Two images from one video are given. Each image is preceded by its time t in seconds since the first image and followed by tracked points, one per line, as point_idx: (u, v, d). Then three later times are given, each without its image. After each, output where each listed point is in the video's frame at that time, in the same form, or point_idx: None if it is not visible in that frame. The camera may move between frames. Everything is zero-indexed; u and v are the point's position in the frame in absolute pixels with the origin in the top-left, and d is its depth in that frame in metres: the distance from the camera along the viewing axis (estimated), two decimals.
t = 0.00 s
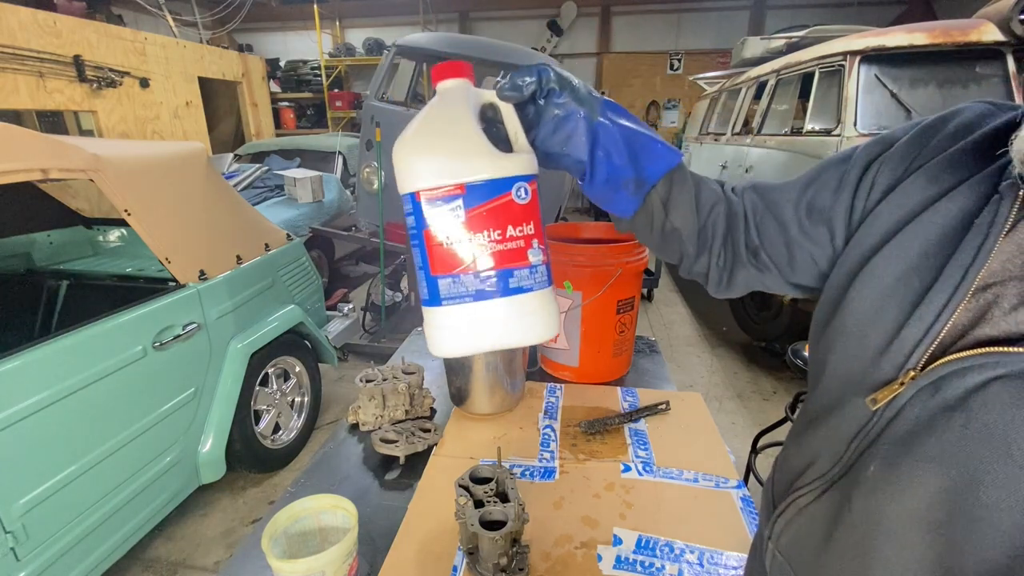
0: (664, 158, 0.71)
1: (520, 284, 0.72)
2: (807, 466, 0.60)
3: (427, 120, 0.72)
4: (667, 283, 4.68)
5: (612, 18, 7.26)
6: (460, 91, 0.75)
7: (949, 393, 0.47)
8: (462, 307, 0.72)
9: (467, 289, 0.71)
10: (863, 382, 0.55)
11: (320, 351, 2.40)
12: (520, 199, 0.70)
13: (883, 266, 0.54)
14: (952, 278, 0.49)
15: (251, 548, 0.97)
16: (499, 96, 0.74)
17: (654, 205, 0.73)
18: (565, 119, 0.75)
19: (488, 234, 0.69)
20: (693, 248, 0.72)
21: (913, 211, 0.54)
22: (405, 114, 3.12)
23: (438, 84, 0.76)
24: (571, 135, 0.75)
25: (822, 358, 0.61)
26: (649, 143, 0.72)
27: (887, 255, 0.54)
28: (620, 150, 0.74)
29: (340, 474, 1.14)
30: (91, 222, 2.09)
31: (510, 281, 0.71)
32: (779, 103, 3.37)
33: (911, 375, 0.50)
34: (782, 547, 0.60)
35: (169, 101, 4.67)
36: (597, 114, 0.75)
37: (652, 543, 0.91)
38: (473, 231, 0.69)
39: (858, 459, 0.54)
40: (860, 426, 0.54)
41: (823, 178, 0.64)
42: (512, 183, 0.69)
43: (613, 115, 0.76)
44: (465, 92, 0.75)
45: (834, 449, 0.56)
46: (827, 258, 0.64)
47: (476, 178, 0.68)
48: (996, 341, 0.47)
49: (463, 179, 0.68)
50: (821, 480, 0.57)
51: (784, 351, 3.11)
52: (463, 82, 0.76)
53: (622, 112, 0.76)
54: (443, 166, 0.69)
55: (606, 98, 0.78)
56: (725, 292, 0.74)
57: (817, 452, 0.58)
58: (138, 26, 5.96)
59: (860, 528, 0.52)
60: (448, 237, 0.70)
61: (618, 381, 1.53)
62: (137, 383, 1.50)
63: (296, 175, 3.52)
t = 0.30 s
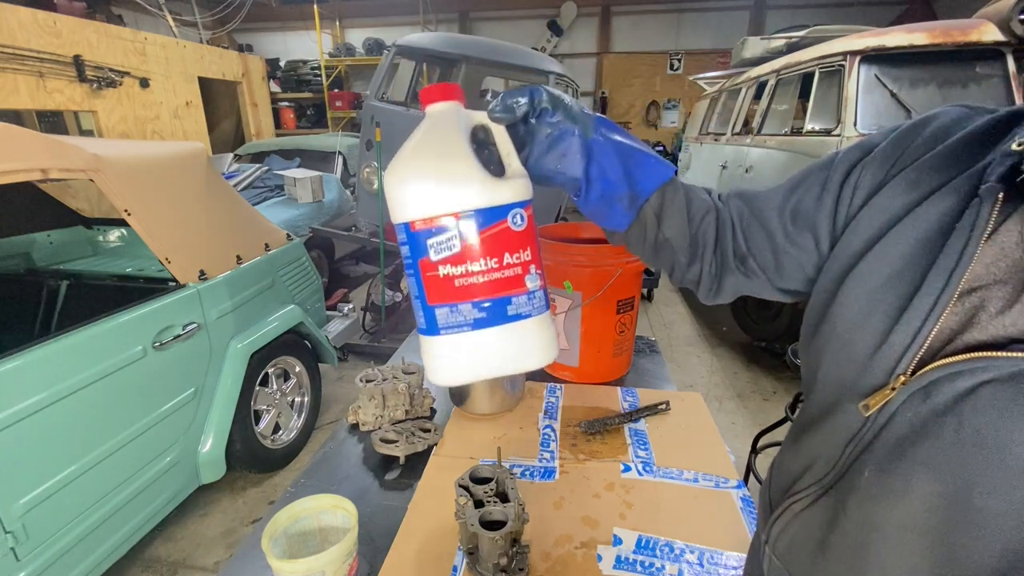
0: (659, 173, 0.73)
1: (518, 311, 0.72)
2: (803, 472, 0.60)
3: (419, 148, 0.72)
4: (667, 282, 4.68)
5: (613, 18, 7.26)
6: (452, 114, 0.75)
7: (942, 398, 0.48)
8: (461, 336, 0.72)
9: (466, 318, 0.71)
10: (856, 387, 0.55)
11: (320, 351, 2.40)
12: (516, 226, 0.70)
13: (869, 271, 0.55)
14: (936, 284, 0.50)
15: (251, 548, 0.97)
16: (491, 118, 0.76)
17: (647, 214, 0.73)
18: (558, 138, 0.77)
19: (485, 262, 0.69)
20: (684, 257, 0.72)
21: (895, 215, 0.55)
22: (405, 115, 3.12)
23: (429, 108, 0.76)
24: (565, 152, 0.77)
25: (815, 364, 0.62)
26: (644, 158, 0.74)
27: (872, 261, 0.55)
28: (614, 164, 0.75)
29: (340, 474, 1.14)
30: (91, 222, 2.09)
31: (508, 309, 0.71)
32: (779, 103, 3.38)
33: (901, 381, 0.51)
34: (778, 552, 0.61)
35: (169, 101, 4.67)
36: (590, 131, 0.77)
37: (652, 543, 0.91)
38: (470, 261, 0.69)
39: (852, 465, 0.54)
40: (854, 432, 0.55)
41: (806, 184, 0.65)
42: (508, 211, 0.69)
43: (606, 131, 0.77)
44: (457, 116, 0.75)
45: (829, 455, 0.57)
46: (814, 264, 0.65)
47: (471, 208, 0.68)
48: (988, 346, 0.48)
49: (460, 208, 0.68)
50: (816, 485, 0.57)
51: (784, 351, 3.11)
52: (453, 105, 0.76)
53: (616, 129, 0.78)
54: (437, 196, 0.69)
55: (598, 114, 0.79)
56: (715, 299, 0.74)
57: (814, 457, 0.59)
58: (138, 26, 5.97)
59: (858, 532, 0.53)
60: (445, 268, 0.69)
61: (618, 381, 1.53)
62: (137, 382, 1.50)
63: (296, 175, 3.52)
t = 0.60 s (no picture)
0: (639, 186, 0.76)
1: (513, 335, 0.71)
2: (796, 480, 0.66)
3: (396, 175, 0.70)
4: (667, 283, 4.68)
5: (613, 18, 7.26)
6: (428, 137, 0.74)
7: (924, 405, 0.56)
8: (454, 365, 0.71)
9: (458, 346, 0.70)
10: (849, 392, 0.60)
11: (320, 351, 2.40)
12: (503, 249, 0.70)
13: (848, 280, 0.61)
14: (912, 292, 0.57)
15: (251, 549, 0.97)
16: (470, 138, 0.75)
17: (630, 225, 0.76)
18: (540, 155, 0.77)
19: (474, 288, 0.68)
20: (669, 263, 0.77)
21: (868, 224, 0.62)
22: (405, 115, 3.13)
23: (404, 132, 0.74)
24: (546, 168, 0.77)
25: (801, 373, 0.67)
26: (624, 171, 0.76)
27: (852, 267, 0.61)
28: (595, 177, 0.76)
29: (340, 474, 1.14)
30: (91, 222, 2.09)
31: (501, 334, 0.71)
32: (779, 103, 3.38)
33: (886, 389, 0.58)
34: (773, 559, 0.66)
35: (169, 101, 4.66)
36: (571, 147, 0.78)
37: (651, 543, 0.91)
38: (458, 289, 0.67)
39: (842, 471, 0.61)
40: (843, 440, 0.61)
41: (781, 192, 0.72)
42: (494, 234, 0.69)
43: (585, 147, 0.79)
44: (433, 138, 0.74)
45: (820, 464, 0.63)
46: (792, 268, 0.72)
47: (456, 233, 0.67)
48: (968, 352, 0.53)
49: (442, 237, 0.67)
50: (809, 493, 0.64)
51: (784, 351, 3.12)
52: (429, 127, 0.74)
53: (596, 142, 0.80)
54: (420, 223, 0.67)
55: (575, 129, 0.81)
56: (699, 305, 0.79)
57: (806, 466, 0.65)
58: (137, 26, 5.96)
59: (849, 535, 0.60)
60: (434, 297, 0.68)
61: (618, 380, 1.53)
62: (137, 382, 1.50)
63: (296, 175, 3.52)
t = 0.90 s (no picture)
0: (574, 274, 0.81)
1: (424, 486, 0.58)
2: (789, 505, 0.74)
3: (289, 315, 0.58)
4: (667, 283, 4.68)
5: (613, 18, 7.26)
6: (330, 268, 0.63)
7: (899, 430, 0.63)
8: (361, 523, 0.57)
9: (364, 504, 0.56)
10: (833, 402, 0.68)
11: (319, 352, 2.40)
12: (410, 398, 0.55)
13: (809, 304, 0.71)
14: (869, 312, 0.66)
15: (250, 550, 0.97)
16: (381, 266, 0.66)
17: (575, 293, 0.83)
18: (457, 270, 0.75)
19: (378, 443, 0.55)
20: (636, 326, 0.84)
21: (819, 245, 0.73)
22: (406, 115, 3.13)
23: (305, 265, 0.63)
24: (467, 283, 0.76)
25: (781, 405, 0.76)
26: (555, 266, 0.80)
27: (809, 290, 0.71)
28: (526, 277, 0.79)
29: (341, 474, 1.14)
30: (92, 222, 2.09)
31: (413, 489, 0.57)
32: (779, 103, 3.38)
33: (860, 416, 0.65)
34: None
35: (169, 101, 4.66)
36: (489, 256, 0.78)
37: (652, 543, 0.91)
38: (358, 447, 0.54)
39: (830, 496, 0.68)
40: (828, 467, 0.68)
41: (727, 226, 0.85)
42: (399, 381, 0.55)
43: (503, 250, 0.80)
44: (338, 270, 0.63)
45: (809, 490, 0.70)
46: (753, 300, 0.82)
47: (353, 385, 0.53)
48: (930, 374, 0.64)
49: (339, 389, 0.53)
50: (799, 519, 0.71)
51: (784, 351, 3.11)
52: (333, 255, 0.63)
53: (514, 239, 0.82)
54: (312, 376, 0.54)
55: (487, 236, 0.81)
56: (669, 354, 0.86)
57: (796, 493, 0.72)
58: (137, 26, 5.97)
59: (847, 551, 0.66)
60: (329, 456, 0.54)
61: (618, 381, 1.54)
62: (137, 382, 1.50)
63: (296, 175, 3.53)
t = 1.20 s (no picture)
0: (512, 416, 0.74)
1: None
2: (776, 536, 0.75)
3: (184, 529, 0.55)
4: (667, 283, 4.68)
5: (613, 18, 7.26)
6: (230, 472, 0.58)
7: (873, 467, 0.63)
8: None
9: None
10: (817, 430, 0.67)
11: (320, 351, 2.40)
12: None
13: (761, 342, 0.73)
14: (813, 348, 0.68)
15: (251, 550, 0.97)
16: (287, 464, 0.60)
17: (510, 360, 0.82)
18: (374, 449, 0.67)
19: None
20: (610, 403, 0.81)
21: (770, 279, 0.74)
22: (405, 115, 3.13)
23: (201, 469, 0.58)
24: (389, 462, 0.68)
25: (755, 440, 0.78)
26: (488, 415, 0.72)
27: (760, 327, 0.73)
28: (456, 435, 0.71)
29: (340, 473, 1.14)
30: (91, 223, 2.10)
31: None
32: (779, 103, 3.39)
33: (832, 458, 0.64)
34: None
35: (169, 101, 4.66)
36: (406, 424, 0.70)
37: (652, 543, 0.91)
38: None
39: (814, 536, 0.69)
40: (809, 505, 0.69)
41: (675, 275, 0.83)
42: None
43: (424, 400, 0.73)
44: (240, 475, 0.58)
45: (796, 523, 0.72)
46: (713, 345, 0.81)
47: None
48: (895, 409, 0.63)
49: None
50: (784, 551, 0.72)
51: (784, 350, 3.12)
52: (233, 455, 0.59)
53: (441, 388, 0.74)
54: None
55: (402, 394, 0.74)
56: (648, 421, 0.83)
57: (784, 526, 0.74)
58: (138, 26, 5.97)
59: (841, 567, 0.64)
60: None
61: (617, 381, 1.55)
62: (137, 382, 1.50)
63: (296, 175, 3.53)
